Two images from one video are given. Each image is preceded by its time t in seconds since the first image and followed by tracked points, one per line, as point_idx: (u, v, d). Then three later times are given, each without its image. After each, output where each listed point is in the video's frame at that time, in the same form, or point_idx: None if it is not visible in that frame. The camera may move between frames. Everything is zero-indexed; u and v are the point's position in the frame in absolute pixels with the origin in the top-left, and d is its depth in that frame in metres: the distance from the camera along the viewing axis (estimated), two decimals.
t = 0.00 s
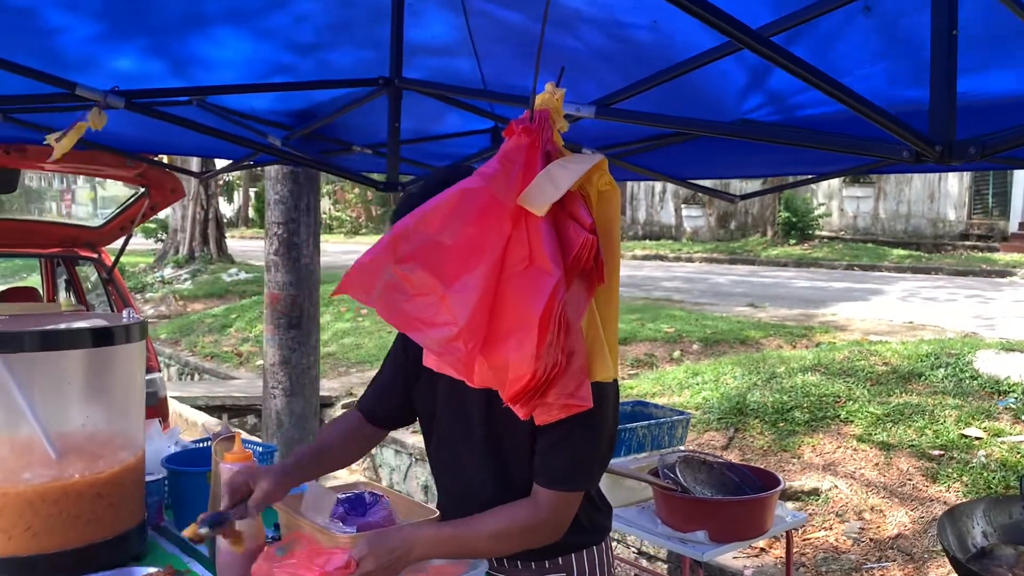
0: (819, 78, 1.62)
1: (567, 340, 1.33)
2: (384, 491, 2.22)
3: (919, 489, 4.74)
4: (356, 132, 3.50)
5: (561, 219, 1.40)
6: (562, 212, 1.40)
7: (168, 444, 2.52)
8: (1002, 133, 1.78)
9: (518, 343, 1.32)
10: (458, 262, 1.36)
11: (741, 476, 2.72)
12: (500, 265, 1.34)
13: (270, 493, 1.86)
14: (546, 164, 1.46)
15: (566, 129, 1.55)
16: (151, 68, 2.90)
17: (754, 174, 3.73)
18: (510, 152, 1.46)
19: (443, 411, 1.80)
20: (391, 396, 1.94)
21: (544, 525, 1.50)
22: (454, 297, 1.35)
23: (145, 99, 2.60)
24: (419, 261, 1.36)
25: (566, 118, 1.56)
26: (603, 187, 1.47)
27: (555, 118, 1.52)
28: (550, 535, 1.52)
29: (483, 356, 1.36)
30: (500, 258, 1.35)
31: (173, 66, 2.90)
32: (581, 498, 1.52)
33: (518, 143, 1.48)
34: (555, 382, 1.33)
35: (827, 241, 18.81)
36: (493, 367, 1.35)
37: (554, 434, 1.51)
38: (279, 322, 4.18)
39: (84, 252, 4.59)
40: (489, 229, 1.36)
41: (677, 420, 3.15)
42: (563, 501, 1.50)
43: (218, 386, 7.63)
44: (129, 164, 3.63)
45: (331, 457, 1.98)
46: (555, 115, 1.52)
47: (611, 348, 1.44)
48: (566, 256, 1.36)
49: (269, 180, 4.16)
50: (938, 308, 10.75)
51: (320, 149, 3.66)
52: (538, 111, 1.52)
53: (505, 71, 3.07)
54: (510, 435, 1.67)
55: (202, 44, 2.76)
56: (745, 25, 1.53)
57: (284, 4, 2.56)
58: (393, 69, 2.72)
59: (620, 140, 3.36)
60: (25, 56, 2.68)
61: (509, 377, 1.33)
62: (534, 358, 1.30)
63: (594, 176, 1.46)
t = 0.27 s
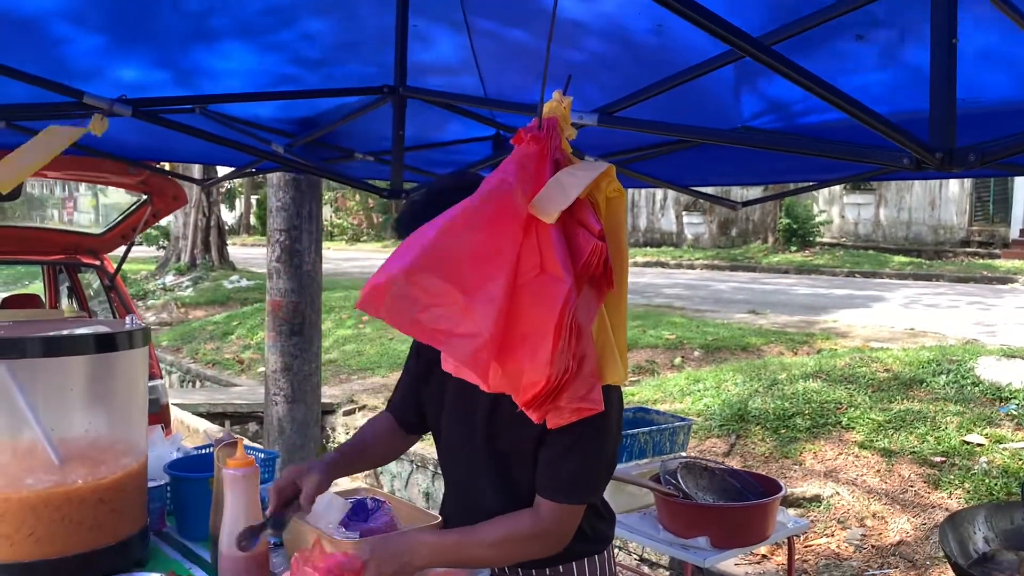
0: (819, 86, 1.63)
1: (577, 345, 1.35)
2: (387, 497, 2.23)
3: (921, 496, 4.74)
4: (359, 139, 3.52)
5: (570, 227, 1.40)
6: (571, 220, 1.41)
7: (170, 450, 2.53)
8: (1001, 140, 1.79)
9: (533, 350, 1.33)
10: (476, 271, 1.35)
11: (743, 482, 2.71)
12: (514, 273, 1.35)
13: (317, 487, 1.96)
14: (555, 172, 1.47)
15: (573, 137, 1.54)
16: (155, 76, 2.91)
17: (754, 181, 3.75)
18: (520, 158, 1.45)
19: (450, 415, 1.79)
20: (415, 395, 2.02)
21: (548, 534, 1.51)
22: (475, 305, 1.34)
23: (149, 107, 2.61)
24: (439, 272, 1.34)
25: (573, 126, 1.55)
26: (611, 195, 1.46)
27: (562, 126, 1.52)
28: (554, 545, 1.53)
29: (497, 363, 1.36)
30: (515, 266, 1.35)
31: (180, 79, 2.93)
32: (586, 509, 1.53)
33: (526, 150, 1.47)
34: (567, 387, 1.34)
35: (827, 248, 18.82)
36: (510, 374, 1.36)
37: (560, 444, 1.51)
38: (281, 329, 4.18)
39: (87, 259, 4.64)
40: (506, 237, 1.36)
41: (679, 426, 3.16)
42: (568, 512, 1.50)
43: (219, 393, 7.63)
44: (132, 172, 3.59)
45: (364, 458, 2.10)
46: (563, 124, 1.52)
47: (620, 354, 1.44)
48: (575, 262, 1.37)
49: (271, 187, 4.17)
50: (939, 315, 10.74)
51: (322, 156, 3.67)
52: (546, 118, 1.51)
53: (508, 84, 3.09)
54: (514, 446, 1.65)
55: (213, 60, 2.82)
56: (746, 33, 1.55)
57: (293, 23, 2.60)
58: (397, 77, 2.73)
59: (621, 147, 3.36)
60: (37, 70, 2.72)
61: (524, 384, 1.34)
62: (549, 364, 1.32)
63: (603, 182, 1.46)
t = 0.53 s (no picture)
0: (808, 97, 1.63)
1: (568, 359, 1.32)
2: (382, 507, 2.22)
3: (921, 505, 4.73)
4: (356, 148, 3.52)
5: (561, 239, 1.36)
6: (561, 232, 1.37)
7: (165, 459, 2.53)
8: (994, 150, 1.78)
9: (524, 365, 1.29)
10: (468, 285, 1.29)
11: (739, 492, 2.71)
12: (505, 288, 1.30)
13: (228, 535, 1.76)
14: (546, 185, 1.42)
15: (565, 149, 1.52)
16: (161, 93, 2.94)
17: (752, 190, 3.75)
18: (509, 172, 1.41)
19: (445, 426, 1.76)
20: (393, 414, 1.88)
21: (553, 544, 1.50)
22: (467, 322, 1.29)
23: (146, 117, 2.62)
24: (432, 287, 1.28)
25: (564, 137, 1.52)
26: (601, 208, 1.44)
27: (553, 138, 1.49)
28: (557, 556, 1.53)
29: (490, 378, 1.32)
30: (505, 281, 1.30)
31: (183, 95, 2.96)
32: (590, 520, 1.52)
33: (518, 164, 1.43)
34: (558, 400, 1.32)
35: (827, 256, 18.83)
36: (502, 388, 1.32)
37: (563, 455, 1.51)
38: (279, 338, 4.18)
39: (86, 268, 4.64)
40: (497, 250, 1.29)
41: (676, 435, 3.15)
42: (571, 525, 1.50)
43: (217, 401, 7.62)
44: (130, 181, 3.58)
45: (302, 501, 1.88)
46: (553, 136, 1.49)
47: (615, 362, 1.43)
48: (566, 275, 1.34)
49: (270, 196, 4.17)
50: (939, 322, 10.74)
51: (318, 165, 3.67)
52: (537, 131, 1.48)
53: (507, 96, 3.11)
54: (513, 457, 1.63)
55: (221, 82, 2.87)
56: (734, 44, 1.55)
57: (294, 37, 2.61)
58: (394, 87, 2.73)
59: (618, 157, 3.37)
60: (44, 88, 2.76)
61: (516, 398, 1.31)
62: (540, 378, 1.28)
63: (594, 195, 1.44)
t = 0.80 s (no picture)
0: (800, 104, 1.63)
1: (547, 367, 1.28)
2: (379, 513, 2.22)
3: (921, 511, 4.72)
4: (355, 154, 3.52)
5: (540, 245, 1.35)
6: (541, 238, 1.36)
7: (162, 465, 2.53)
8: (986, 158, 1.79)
9: (503, 372, 1.27)
10: (447, 290, 1.27)
11: (738, 498, 2.71)
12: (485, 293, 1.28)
13: (231, 545, 1.76)
14: (526, 189, 1.42)
15: (546, 155, 1.52)
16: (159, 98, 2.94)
17: (749, 196, 3.75)
18: (490, 177, 1.40)
19: (443, 432, 1.75)
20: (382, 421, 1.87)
21: (551, 552, 1.50)
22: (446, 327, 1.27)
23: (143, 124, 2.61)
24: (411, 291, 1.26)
25: (547, 145, 1.52)
26: (583, 213, 1.42)
27: (535, 144, 1.49)
28: (554, 564, 1.53)
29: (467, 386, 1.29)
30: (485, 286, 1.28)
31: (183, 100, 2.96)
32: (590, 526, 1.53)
33: (500, 169, 1.43)
34: (537, 409, 1.28)
35: (827, 262, 18.83)
36: (480, 398, 1.29)
37: (562, 463, 1.50)
38: (278, 344, 4.19)
39: (84, 275, 4.67)
40: (478, 258, 1.29)
41: (674, 441, 3.15)
42: (570, 532, 1.50)
43: (217, 407, 7.61)
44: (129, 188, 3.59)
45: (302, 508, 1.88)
46: (535, 143, 1.49)
47: (596, 374, 1.38)
48: (545, 281, 1.33)
49: (269, 203, 4.18)
50: (939, 329, 10.74)
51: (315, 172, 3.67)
52: (520, 138, 1.48)
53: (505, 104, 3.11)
54: (510, 465, 1.62)
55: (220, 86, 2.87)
56: (727, 52, 1.56)
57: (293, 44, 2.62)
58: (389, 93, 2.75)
59: (616, 163, 3.37)
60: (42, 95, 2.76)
61: (495, 406, 1.28)
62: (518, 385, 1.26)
63: (575, 201, 1.41)
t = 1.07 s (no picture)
0: (793, 105, 1.63)
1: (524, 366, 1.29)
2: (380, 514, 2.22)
3: (922, 514, 4.72)
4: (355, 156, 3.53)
5: (522, 242, 1.34)
6: (524, 235, 1.35)
7: (163, 466, 2.54)
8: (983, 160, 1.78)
9: (479, 370, 1.27)
10: (427, 286, 1.27)
11: (739, 499, 2.71)
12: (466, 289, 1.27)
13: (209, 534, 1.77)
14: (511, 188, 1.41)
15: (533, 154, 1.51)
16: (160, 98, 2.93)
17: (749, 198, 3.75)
18: (473, 174, 1.40)
19: (443, 433, 1.75)
20: (378, 423, 1.88)
21: (553, 551, 1.51)
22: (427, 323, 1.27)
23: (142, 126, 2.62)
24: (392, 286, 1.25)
25: (533, 144, 1.51)
26: (566, 213, 1.42)
27: (522, 142, 1.48)
28: (558, 562, 1.54)
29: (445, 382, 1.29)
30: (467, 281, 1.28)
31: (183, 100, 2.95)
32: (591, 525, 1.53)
33: (482, 166, 1.41)
34: (513, 408, 1.29)
35: (828, 265, 18.83)
36: (456, 395, 1.29)
37: (564, 460, 1.51)
38: (280, 345, 4.19)
39: (86, 276, 4.67)
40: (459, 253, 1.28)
41: (675, 443, 3.16)
42: (572, 530, 1.50)
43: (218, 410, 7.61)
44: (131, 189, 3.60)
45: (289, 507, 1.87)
46: (522, 141, 1.48)
47: (574, 378, 1.39)
48: (526, 278, 1.32)
49: (271, 205, 4.19)
50: (941, 332, 10.74)
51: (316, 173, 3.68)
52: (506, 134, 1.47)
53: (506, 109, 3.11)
54: (508, 464, 1.62)
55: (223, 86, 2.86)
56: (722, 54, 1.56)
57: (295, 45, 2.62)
58: (387, 95, 2.73)
59: (615, 165, 3.38)
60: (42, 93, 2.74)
61: (472, 404, 1.28)
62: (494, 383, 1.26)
63: (559, 200, 1.42)
